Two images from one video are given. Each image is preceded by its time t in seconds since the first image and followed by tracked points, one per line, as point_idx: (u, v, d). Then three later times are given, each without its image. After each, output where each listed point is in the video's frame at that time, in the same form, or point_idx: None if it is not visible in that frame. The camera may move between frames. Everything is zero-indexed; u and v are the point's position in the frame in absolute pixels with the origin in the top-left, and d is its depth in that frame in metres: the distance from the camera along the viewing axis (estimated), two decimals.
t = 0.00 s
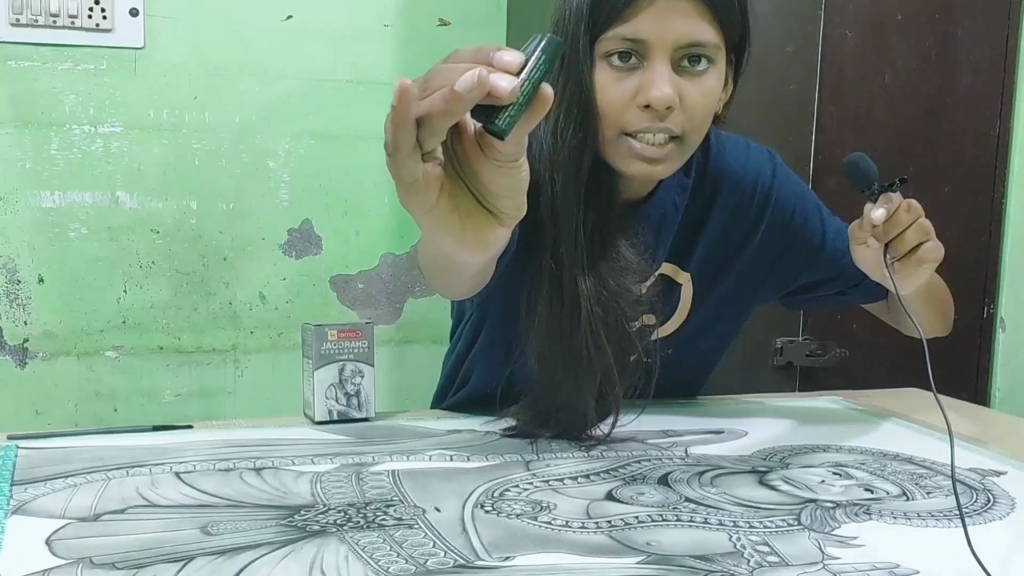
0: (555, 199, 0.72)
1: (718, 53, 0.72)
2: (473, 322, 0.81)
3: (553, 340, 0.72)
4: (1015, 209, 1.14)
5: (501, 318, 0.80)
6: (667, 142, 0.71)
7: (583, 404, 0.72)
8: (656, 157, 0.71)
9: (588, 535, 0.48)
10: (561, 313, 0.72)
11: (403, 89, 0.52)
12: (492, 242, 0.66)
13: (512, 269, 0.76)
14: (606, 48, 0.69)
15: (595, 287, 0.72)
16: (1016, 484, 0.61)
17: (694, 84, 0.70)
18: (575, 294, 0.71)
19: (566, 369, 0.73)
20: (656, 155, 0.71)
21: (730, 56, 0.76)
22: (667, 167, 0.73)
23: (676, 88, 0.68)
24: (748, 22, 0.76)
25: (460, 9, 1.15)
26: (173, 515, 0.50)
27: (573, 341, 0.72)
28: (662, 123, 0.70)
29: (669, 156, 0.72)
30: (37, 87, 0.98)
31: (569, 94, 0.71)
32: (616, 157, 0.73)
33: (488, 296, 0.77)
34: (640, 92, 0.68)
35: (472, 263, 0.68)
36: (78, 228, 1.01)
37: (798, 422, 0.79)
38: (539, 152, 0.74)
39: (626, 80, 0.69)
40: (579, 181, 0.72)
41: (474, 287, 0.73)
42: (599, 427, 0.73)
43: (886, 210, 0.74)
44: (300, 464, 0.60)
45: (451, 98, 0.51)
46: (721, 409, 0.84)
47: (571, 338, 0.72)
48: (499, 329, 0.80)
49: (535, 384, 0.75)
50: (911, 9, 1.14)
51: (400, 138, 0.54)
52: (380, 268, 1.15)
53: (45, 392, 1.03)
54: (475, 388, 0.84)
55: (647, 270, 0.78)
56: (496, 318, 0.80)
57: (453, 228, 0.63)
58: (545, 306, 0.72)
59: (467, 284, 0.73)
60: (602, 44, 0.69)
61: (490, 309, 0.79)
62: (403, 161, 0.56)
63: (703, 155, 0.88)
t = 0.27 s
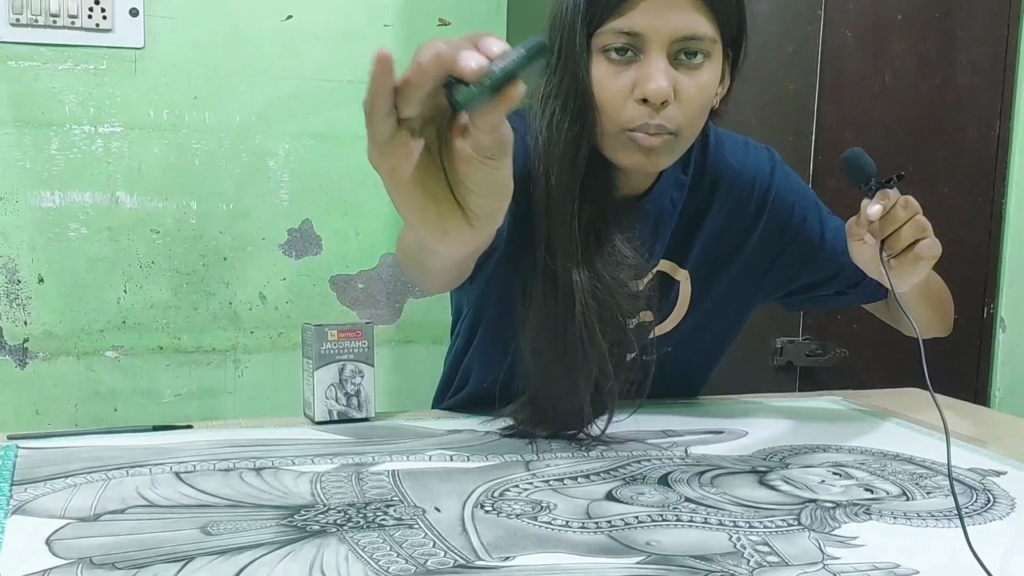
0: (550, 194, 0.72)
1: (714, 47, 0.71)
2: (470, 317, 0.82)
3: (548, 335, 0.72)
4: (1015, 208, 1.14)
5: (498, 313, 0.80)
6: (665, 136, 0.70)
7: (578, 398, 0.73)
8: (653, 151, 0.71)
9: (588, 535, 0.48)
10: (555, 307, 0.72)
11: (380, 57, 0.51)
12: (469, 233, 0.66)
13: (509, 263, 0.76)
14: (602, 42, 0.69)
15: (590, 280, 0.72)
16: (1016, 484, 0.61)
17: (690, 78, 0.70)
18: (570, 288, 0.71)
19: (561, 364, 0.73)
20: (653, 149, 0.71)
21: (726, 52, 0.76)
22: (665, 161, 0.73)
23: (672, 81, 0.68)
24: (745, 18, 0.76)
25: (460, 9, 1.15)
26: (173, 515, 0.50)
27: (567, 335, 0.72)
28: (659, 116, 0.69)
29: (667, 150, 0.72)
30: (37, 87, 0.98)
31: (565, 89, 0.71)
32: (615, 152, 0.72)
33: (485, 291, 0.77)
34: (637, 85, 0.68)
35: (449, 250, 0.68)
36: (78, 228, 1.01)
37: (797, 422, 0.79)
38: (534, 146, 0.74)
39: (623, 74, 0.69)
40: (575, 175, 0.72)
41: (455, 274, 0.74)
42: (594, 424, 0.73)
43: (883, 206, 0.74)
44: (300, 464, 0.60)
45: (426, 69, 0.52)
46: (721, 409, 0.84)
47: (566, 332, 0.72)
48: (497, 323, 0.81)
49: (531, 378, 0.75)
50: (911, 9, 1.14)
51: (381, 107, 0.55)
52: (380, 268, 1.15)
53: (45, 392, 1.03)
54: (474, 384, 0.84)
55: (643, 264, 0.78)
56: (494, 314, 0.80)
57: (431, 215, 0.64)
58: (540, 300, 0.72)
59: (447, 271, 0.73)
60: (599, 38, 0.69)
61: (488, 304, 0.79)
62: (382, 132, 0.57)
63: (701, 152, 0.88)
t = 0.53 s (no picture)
0: (545, 191, 0.72)
1: (711, 46, 0.71)
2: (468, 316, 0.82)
3: (544, 333, 0.72)
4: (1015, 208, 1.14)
5: (495, 312, 0.80)
6: (663, 135, 0.70)
7: (577, 396, 0.73)
8: (652, 150, 0.71)
9: (588, 535, 0.48)
10: (552, 305, 0.72)
11: None
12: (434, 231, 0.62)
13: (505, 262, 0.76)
14: (600, 42, 0.69)
15: (586, 279, 0.72)
16: (1016, 484, 0.61)
17: (687, 76, 0.70)
18: (567, 285, 0.71)
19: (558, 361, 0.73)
20: (652, 148, 0.70)
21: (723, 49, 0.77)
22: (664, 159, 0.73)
23: (669, 80, 0.68)
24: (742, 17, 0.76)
25: (460, 9, 1.15)
26: (173, 515, 0.50)
27: (564, 333, 0.72)
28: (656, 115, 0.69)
29: (665, 149, 0.72)
30: (37, 87, 0.98)
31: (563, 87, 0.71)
32: (614, 152, 0.72)
33: (481, 290, 0.78)
34: (634, 84, 0.68)
35: (408, 243, 0.64)
36: (78, 228, 1.01)
37: (797, 422, 0.79)
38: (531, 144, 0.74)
39: (620, 73, 0.69)
40: (571, 173, 0.73)
41: (416, 274, 0.70)
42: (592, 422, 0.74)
43: (882, 208, 0.73)
44: (300, 464, 0.60)
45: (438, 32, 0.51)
46: (721, 409, 0.84)
47: (562, 329, 0.72)
48: (494, 322, 0.81)
49: (529, 376, 0.75)
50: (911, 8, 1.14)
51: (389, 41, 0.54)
52: (380, 268, 1.15)
53: (45, 392, 1.03)
54: (473, 383, 0.84)
55: (639, 263, 0.78)
56: (491, 312, 0.80)
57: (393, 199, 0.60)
58: (537, 298, 0.72)
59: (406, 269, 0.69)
60: (596, 37, 0.69)
61: (484, 303, 0.79)
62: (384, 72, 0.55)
63: (699, 151, 0.88)
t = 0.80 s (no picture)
0: (545, 193, 0.72)
1: (711, 50, 0.71)
2: (467, 318, 0.82)
3: (545, 334, 0.72)
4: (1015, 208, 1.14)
5: (494, 314, 0.80)
6: (661, 140, 0.71)
7: (577, 398, 0.72)
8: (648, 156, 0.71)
9: (589, 535, 0.48)
10: (551, 307, 0.72)
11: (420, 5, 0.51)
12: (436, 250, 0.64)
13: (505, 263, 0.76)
14: (600, 47, 0.69)
15: (586, 280, 0.72)
16: (1016, 484, 0.61)
17: (686, 81, 0.69)
18: (568, 287, 0.71)
19: (558, 364, 0.73)
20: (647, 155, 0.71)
21: (724, 51, 0.76)
22: (662, 164, 0.74)
23: (669, 87, 0.68)
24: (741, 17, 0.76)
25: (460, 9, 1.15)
26: (173, 515, 0.50)
27: (564, 336, 0.72)
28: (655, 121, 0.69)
29: (662, 154, 0.72)
30: (37, 87, 0.98)
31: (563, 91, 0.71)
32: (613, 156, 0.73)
33: (480, 292, 0.78)
34: (634, 90, 0.68)
35: (410, 258, 0.66)
36: (78, 228, 1.01)
37: (798, 422, 0.79)
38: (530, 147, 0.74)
39: (620, 78, 0.69)
40: (570, 176, 0.73)
41: (415, 285, 0.72)
42: (592, 424, 0.74)
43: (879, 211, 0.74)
44: (300, 464, 0.60)
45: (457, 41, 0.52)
46: (721, 409, 0.84)
47: (562, 330, 0.72)
48: (493, 324, 0.81)
49: (528, 378, 0.75)
50: (911, 9, 1.14)
51: (398, 59, 0.55)
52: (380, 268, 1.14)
53: (45, 392, 1.03)
54: (472, 385, 0.84)
55: (638, 265, 0.79)
56: (490, 314, 0.80)
57: (396, 216, 0.62)
58: (537, 301, 0.72)
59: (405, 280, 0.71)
60: (595, 42, 0.69)
61: (483, 305, 0.79)
62: (392, 87, 0.57)
63: (699, 152, 0.88)
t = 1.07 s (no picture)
0: (545, 194, 0.73)
1: (711, 50, 0.71)
2: (467, 317, 0.82)
3: (545, 334, 0.72)
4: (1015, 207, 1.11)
5: (494, 314, 0.80)
6: (661, 142, 0.70)
7: (577, 399, 0.72)
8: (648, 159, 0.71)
9: (589, 535, 0.48)
10: (552, 308, 0.72)
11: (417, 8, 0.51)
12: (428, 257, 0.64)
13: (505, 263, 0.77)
14: (600, 47, 0.69)
15: (586, 280, 0.72)
16: (1016, 484, 0.61)
17: (686, 82, 0.69)
18: (568, 288, 0.71)
19: (558, 364, 0.73)
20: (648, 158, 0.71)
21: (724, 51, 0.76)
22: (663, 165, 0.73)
23: (669, 87, 0.68)
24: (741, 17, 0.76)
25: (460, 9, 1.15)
26: (173, 515, 0.50)
27: (564, 336, 0.72)
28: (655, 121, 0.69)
29: (664, 157, 0.72)
30: (38, 87, 0.98)
31: (563, 92, 0.72)
32: (614, 159, 0.73)
33: (480, 291, 0.78)
34: (633, 91, 0.68)
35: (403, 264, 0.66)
36: (78, 228, 1.01)
37: (798, 422, 0.79)
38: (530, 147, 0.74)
39: (619, 79, 0.69)
40: (571, 176, 0.73)
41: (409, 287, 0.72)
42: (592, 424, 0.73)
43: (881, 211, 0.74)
44: (300, 464, 0.60)
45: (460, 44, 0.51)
46: (721, 409, 0.84)
47: (563, 331, 0.72)
48: (493, 324, 0.81)
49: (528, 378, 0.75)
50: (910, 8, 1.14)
51: (396, 63, 0.55)
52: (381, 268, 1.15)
53: (45, 392, 1.03)
54: (472, 385, 0.84)
55: (638, 266, 0.79)
56: (490, 314, 0.80)
57: (389, 222, 0.62)
58: (538, 301, 0.72)
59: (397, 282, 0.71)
60: (595, 43, 0.69)
61: (483, 304, 0.79)
62: (392, 89, 0.57)
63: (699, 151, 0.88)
